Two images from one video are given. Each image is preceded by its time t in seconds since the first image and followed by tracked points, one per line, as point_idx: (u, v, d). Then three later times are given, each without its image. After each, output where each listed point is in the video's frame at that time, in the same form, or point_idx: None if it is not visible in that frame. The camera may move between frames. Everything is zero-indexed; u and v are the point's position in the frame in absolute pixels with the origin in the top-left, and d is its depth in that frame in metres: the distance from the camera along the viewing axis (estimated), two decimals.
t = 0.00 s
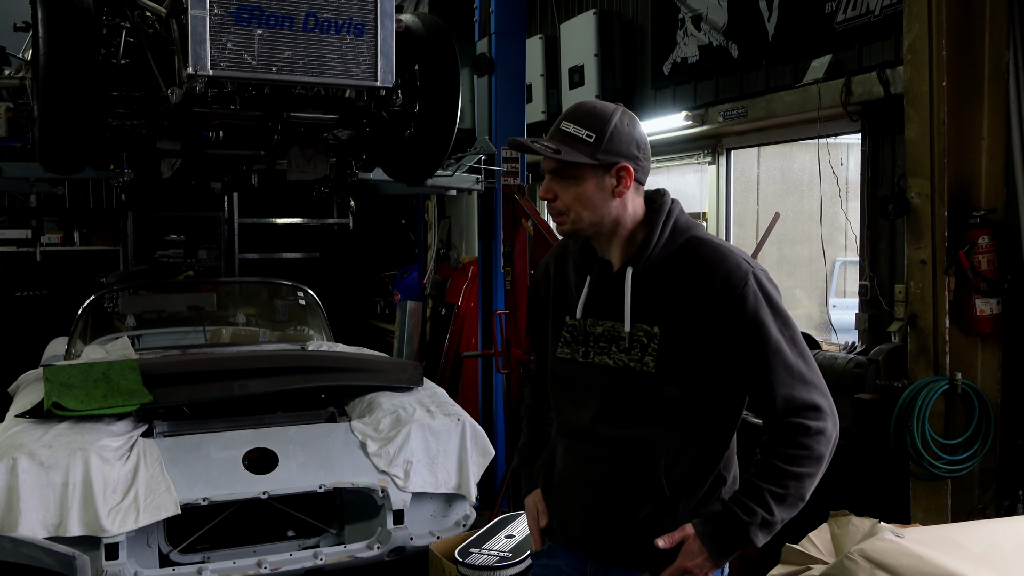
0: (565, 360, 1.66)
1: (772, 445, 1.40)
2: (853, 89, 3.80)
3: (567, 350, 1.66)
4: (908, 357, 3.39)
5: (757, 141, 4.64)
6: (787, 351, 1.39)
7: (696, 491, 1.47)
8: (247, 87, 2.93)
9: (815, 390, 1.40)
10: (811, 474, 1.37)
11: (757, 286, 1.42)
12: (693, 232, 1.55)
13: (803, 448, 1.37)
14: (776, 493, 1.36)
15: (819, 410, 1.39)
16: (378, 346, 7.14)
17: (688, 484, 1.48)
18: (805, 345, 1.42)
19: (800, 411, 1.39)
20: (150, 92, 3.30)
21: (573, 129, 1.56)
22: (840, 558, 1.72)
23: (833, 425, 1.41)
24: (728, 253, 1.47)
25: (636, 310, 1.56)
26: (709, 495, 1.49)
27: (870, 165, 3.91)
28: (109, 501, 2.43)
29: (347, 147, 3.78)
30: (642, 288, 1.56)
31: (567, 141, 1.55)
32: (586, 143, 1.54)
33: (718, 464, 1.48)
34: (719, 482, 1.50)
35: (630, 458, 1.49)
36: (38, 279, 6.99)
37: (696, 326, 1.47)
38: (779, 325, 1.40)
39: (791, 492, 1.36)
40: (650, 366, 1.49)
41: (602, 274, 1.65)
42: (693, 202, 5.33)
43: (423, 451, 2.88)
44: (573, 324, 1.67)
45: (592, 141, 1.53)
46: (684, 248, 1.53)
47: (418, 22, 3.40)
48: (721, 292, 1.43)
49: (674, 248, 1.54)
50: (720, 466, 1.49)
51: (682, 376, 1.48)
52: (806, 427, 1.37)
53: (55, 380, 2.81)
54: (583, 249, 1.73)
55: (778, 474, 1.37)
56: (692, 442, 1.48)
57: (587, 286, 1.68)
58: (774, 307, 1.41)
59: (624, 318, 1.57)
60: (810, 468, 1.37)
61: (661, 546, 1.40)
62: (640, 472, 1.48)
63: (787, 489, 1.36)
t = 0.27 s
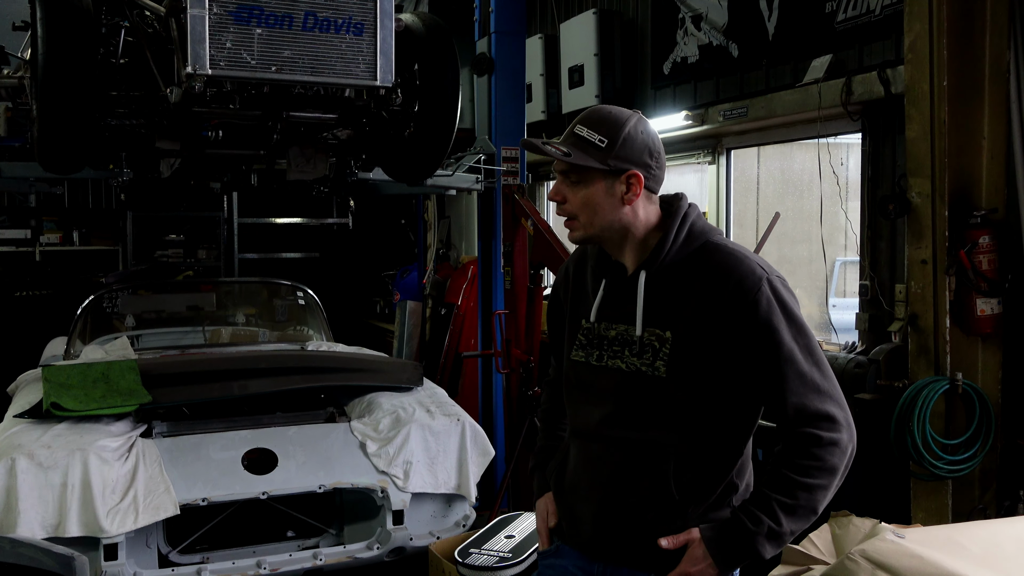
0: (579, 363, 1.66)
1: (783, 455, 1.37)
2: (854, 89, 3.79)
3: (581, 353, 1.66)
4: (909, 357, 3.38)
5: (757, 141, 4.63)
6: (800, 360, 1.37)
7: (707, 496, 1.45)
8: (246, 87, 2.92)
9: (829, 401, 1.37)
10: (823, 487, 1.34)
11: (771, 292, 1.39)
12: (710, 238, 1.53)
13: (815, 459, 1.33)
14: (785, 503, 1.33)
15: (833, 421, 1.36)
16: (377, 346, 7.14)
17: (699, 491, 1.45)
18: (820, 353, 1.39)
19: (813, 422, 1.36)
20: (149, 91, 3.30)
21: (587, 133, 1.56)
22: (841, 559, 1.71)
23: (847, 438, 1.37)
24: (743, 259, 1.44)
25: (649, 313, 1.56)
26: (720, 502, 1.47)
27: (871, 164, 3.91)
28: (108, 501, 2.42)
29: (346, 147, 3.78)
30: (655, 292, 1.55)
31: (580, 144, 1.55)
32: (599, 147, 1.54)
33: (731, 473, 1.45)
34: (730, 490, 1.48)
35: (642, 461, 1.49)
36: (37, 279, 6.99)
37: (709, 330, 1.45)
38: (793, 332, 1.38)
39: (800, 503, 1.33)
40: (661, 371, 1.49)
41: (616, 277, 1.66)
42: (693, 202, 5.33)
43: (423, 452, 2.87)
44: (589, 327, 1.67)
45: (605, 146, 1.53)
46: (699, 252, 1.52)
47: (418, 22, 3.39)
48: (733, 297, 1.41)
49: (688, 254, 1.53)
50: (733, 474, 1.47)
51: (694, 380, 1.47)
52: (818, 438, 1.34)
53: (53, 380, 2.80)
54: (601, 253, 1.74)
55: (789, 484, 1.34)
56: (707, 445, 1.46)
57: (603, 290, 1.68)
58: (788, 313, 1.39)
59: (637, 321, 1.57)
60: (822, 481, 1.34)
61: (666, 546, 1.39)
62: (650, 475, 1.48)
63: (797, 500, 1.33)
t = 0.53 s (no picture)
0: (594, 369, 1.66)
1: (806, 463, 1.35)
2: (852, 87, 3.78)
3: (597, 358, 1.66)
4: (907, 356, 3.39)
5: (755, 140, 4.63)
6: (819, 367, 1.34)
7: (726, 501, 1.45)
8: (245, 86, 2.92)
9: (853, 408, 1.34)
10: (846, 494, 1.32)
11: (787, 299, 1.37)
12: (726, 243, 1.51)
13: (837, 466, 1.31)
14: (804, 511, 1.32)
15: (857, 428, 1.33)
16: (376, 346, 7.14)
17: (723, 494, 1.45)
18: (841, 358, 1.36)
19: (835, 429, 1.33)
20: (148, 91, 3.30)
21: (592, 148, 1.55)
22: (841, 557, 1.70)
23: (874, 445, 1.34)
24: (759, 265, 1.42)
25: (664, 319, 1.55)
26: (740, 505, 1.47)
27: (869, 163, 3.91)
28: (106, 502, 2.42)
29: (345, 147, 3.78)
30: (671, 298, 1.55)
31: (585, 162, 1.55)
32: (605, 162, 1.52)
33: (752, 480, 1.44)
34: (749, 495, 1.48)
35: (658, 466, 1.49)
36: (35, 279, 7.00)
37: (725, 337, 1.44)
38: (811, 338, 1.35)
39: (821, 511, 1.32)
40: (675, 379, 1.49)
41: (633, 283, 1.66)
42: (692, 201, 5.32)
43: (422, 451, 2.88)
44: (604, 332, 1.67)
45: (611, 160, 1.52)
46: (715, 258, 1.50)
47: (417, 22, 3.37)
48: (749, 304, 1.39)
49: (703, 260, 1.51)
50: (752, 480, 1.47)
51: (710, 387, 1.47)
52: (840, 445, 1.32)
53: (51, 380, 2.79)
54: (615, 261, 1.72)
55: (809, 491, 1.32)
56: (728, 450, 1.44)
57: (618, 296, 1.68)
58: (806, 319, 1.36)
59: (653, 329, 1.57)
60: (845, 489, 1.31)
61: (683, 548, 1.39)
62: (666, 480, 1.48)
63: (818, 508, 1.32)
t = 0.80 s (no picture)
0: (585, 372, 1.67)
1: (799, 469, 1.35)
2: (847, 87, 3.81)
3: (588, 361, 1.66)
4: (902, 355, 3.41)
5: (752, 139, 4.64)
6: (814, 374, 1.35)
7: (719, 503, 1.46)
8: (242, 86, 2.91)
9: (847, 415, 1.35)
10: (838, 500, 1.33)
11: (784, 306, 1.37)
12: (722, 249, 1.51)
13: (830, 472, 1.32)
14: (798, 516, 1.33)
15: (851, 435, 1.34)
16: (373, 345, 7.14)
17: (715, 499, 1.43)
18: (835, 365, 1.37)
19: (829, 436, 1.34)
20: (144, 91, 3.29)
21: (607, 144, 1.54)
22: (835, 556, 1.71)
23: (867, 451, 1.35)
24: (756, 272, 1.42)
25: (658, 324, 1.55)
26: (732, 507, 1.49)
27: (864, 163, 3.92)
28: (103, 502, 2.42)
29: (342, 146, 3.78)
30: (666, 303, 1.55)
31: (603, 160, 1.52)
32: (623, 156, 1.52)
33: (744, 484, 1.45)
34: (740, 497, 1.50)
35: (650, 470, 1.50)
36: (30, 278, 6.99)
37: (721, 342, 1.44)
38: (807, 345, 1.36)
39: (814, 517, 1.32)
40: (669, 385, 1.49)
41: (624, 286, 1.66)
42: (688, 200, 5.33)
43: (421, 451, 2.88)
44: (596, 336, 1.67)
45: (629, 155, 1.51)
46: (710, 264, 1.50)
47: (414, 21, 3.37)
48: (745, 310, 1.40)
49: (698, 266, 1.52)
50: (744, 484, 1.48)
51: (705, 392, 1.48)
52: (834, 451, 1.32)
53: (47, 380, 2.79)
54: (610, 261, 1.72)
55: (803, 498, 1.33)
56: (720, 456, 1.43)
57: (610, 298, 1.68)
58: (801, 326, 1.37)
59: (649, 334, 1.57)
60: (838, 494, 1.32)
61: (676, 550, 1.40)
62: (659, 484, 1.49)
63: (811, 513, 1.32)
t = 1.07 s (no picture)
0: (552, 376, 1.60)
1: (767, 461, 1.37)
2: (842, 89, 3.82)
3: (554, 365, 1.60)
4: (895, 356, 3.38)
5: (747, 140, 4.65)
6: (784, 370, 1.36)
7: (692, 502, 1.44)
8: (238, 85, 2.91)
9: (811, 407, 1.38)
10: (805, 491, 1.35)
11: (755, 304, 1.39)
12: (687, 249, 1.52)
13: (799, 465, 1.34)
14: (771, 509, 1.34)
15: (816, 428, 1.37)
16: (369, 344, 7.14)
17: (685, 494, 1.44)
18: (800, 360, 1.40)
19: (796, 429, 1.37)
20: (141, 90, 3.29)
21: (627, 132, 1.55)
22: (830, 555, 1.73)
23: (829, 443, 1.39)
24: (726, 271, 1.43)
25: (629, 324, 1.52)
26: (704, 507, 1.46)
27: (859, 164, 3.94)
28: (98, 501, 2.42)
29: (338, 146, 3.78)
30: (638, 304, 1.52)
31: (624, 134, 1.51)
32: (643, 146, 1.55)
33: (713, 479, 1.46)
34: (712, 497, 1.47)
35: (625, 472, 1.44)
36: (25, 278, 6.98)
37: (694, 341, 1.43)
38: (777, 341, 1.38)
39: (786, 509, 1.34)
40: (644, 384, 1.46)
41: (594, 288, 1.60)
42: (684, 201, 5.34)
43: (415, 451, 2.88)
44: (561, 339, 1.62)
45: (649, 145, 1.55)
46: (681, 265, 1.50)
47: (410, 21, 3.38)
48: (717, 308, 1.40)
49: (669, 267, 1.51)
50: (714, 481, 1.47)
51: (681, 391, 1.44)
52: (803, 445, 1.35)
53: (43, 379, 2.80)
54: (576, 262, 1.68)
55: (774, 491, 1.34)
56: (690, 453, 1.44)
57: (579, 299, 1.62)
58: (771, 323, 1.39)
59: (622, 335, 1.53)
60: (806, 486, 1.35)
61: (656, 550, 1.38)
62: (632, 485, 1.43)
63: (782, 506, 1.34)
